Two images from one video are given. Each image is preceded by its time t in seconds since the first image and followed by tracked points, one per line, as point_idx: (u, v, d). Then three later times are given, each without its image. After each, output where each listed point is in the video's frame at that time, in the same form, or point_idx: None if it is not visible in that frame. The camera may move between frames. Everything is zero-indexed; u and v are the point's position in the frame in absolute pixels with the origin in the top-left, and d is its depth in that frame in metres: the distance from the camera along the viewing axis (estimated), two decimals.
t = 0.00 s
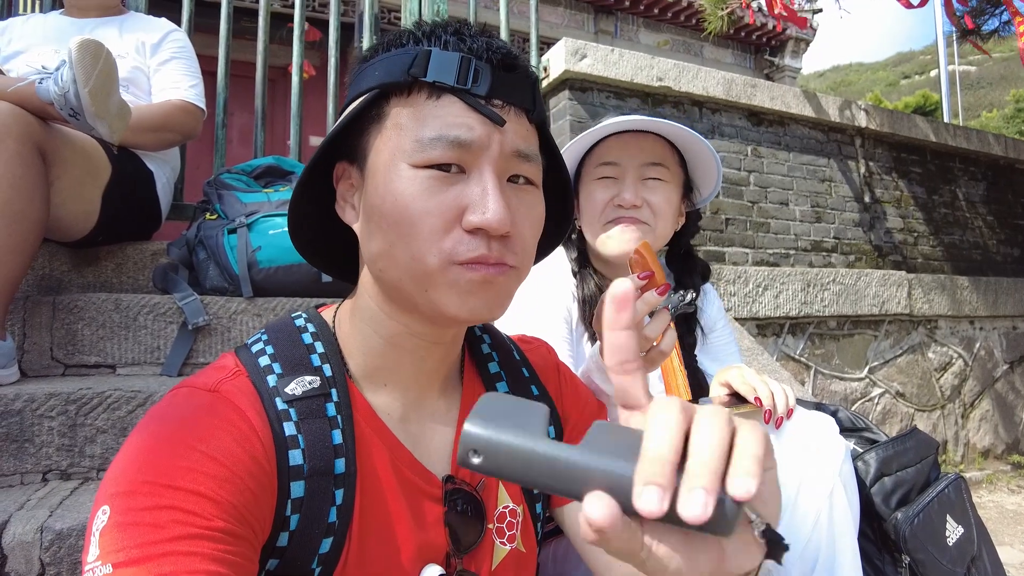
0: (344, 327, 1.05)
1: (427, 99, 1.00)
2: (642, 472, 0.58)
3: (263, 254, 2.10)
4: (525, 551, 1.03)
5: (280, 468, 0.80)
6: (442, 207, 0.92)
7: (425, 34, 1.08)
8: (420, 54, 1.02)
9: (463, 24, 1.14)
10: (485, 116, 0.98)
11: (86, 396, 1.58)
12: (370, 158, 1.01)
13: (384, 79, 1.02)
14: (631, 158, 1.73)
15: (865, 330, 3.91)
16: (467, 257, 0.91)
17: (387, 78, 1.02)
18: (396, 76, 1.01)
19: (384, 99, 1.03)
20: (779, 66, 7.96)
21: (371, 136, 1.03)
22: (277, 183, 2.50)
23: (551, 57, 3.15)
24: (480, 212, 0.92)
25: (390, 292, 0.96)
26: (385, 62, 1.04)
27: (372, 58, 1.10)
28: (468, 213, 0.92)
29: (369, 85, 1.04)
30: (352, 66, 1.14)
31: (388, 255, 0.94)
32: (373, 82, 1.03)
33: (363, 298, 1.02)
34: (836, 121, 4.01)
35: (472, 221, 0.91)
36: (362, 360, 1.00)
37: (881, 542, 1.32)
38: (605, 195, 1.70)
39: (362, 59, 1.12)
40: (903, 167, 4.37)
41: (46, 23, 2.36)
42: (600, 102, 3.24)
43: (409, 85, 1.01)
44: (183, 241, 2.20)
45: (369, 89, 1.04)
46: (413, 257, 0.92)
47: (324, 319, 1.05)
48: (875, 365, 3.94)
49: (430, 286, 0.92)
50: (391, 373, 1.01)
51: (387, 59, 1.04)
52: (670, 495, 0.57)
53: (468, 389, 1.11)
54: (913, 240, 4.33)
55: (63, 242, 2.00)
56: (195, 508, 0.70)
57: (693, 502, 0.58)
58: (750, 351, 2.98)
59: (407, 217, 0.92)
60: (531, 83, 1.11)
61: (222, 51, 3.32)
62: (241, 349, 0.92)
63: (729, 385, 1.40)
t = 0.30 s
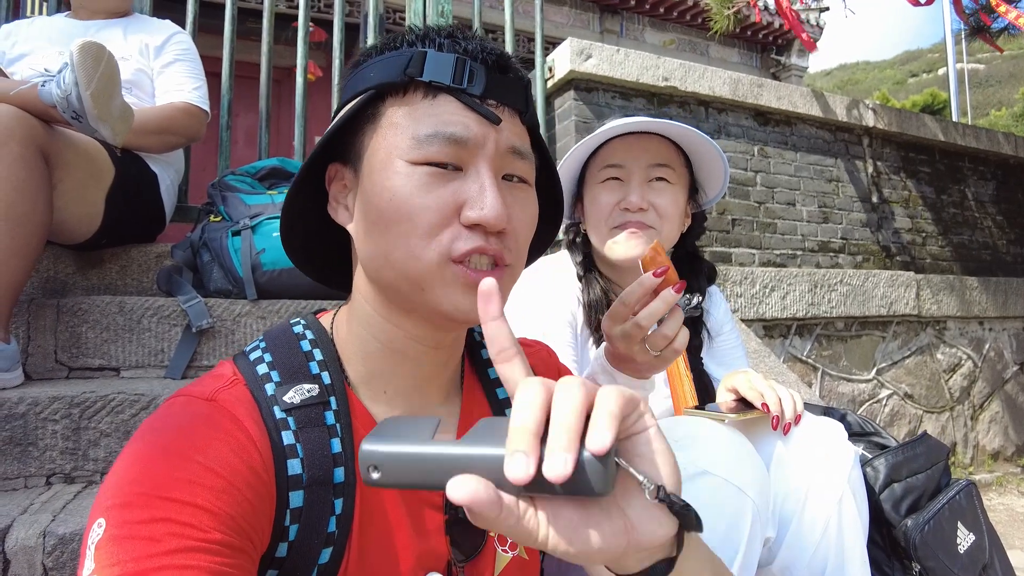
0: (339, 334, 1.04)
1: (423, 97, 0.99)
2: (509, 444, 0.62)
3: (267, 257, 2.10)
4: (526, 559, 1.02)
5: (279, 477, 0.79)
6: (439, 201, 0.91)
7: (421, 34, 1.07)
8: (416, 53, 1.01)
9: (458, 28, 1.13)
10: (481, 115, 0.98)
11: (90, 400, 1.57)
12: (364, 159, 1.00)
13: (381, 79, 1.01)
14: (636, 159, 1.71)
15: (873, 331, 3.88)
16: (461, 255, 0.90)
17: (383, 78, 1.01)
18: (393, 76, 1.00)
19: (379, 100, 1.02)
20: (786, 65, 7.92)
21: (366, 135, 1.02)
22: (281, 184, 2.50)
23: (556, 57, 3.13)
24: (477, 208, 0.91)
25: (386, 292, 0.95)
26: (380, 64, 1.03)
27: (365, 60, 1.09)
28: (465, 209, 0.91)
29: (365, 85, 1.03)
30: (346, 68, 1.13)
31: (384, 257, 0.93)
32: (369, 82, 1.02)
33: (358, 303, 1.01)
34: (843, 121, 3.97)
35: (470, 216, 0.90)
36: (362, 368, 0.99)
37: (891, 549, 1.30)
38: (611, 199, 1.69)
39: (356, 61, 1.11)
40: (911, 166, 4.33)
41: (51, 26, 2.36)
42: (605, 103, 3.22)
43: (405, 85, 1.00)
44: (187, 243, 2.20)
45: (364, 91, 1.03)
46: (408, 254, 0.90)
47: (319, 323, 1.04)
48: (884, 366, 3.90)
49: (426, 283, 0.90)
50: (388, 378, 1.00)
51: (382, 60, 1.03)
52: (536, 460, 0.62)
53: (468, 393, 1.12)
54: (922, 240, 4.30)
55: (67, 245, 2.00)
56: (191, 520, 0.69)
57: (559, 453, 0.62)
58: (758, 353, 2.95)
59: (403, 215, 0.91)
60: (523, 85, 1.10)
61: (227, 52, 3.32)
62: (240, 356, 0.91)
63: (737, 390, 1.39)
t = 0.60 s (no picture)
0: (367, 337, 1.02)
1: (507, 111, 1.06)
2: (787, 446, 0.60)
3: (275, 259, 2.10)
4: (535, 564, 1.00)
5: (286, 483, 0.78)
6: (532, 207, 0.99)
7: (477, 47, 1.10)
8: (497, 67, 1.06)
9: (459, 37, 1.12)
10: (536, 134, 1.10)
11: (99, 402, 1.58)
12: (450, 158, 0.99)
13: (472, 83, 1.01)
14: (641, 161, 1.69)
15: (882, 333, 3.84)
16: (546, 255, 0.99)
17: (477, 82, 1.02)
18: (485, 82, 1.03)
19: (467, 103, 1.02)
20: (793, 64, 7.89)
21: (448, 132, 1.00)
22: (288, 185, 2.49)
23: (563, 57, 3.12)
24: (554, 214, 1.02)
25: (469, 287, 0.96)
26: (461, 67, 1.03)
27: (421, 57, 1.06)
28: (545, 215, 1.01)
29: (451, 84, 1.00)
30: (393, 58, 1.06)
31: (482, 251, 0.94)
32: (456, 82, 1.00)
33: (403, 304, 1.01)
34: (852, 120, 3.94)
35: (551, 222, 1.01)
36: (377, 373, 0.99)
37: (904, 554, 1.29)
38: (617, 202, 1.68)
39: (408, 54, 1.06)
40: (921, 167, 4.29)
41: (60, 29, 2.37)
42: (613, 103, 3.20)
43: (498, 94, 1.05)
44: (194, 245, 2.20)
45: (450, 90, 1.00)
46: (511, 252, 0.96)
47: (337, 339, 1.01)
48: (894, 368, 3.87)
49: (525, 276, 0.96)
50: (406, 378, 1.00)
51: (464, 63, 1.03)
52: (817, 464, 0.59)
53: (476, 397, 1.09)
54: (932, 240, 4.26)
55: (74, 247, 2.01)
56: (199, 527, 0.69)
57: (882, 452, 0.60)
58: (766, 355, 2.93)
59: (500, 209, 0.96)
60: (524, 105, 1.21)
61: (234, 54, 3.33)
62: (245, 362, 0.91)
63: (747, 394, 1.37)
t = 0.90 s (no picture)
0: (387, 341, 1.01)
1: (538, 126, 1.06)
2: None
3: (282, 260, 2.11)
4: (544, 562, 1.02)
5: (304, 482, 0.79)
6: (557, 217, 1.01)
7: (508, 60, 1.09)
8: (531, 81, 1.06)
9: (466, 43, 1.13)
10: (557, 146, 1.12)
11: (108, 402, 1.59)
12: (489, 167, 0.98)
13: (516, 97, 1.00)
14: (644, 164, 1.70)
15: (887, 333, 3.84)
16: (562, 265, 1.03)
17: (518, 95, 1.00)
18: (524, 96, 1.02)
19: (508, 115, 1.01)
20: (797, 65, 7.90)
21: (491, 141, 0.99)
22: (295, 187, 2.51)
23: (568, 58, 3.12)
24: (574, 226, 1.05)
25: (498, 290, 0.98)
26: (503, 78, 1.01)
27: (458, 63, 1.02)
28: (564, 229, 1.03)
29: (495, 95, 0.98)
30: (430, 63, 1.01)
31: (514, 256, 0.96)
32: (501, 94, 0.99)
33: (429, 307, 1.00)
34: (857, 121, 3.93)
35: (571, 234, 1.04)
36: (396, 372, 0.99)
37: (909, 555, 1.29)
38: (620, 204, 1.69)
39: (446, 62, 1.02)
40: (926, 167, 4.28)
41: (68, 32, 2.39)
42: (618, 104, 3.21)
43: (533, 109, 1.04)
44: (202, 246, 2.22)
45: (496, 101, 0.98)
46: (540, 262, 0.98)
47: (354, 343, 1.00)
48: (898, 369, 3.87)
49: (549, 282, 1.00)
50: (422, 378, 1.00)
51: (504, 75, 1.01)
52: None
53: (483, 399, 1.09)
54: (937, 241, 4.25)
55: (83, 248, 2.02)
56: (219, 526, 0.70)
57: None
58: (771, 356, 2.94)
59: (533, 217, 0.98)
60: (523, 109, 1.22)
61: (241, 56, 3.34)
62: (259, 362, 0.91)
63: (754, 396, 1.37)
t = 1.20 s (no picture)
0: (366, 343, 1.01)
1: (517, 123, 1.05)
2: None
3: (280, 261, 2.11)
4: (537, 555, 1.01)
5: (294, 484, 0.79)
6: (536, 215, 1.00)
7: (487, 54, 1.07)
8: (508, 77, 1.04)
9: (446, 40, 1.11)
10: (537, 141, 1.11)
11: (106, 404, 1.59)
12: (466, 165, 0.97)
13: (492, 94, 0.99)
14: (645, 166, 1.69)
15: (888, 333, 3.82)
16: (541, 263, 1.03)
17: (493, 91, 0.99)
18: (501, 92, 1.00)
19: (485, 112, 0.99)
20: (799, 65, 7.90)
21: (467, 139, 0.98)
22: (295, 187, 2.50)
23: (568, 58, 3.12)
24: (552, 222, 1.04)
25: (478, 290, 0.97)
26: (478, 75, 0.99)
27: (433, 60, 1.00)
28: (544, 225, 1.03)
29: (470, 92, 0.97)
30: (404, 61, 1.00)
31: (492, 255, 0.96)
32: (476, 91, 0.97)
33: (409, 309, 0.99)
34: (858, 121, 3.92)
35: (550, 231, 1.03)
36: (379, 373, 0.98)
37: (910, 558, 1.28)
38: (620, 207, 1.69)
39: (421, 59, 1.00)
40: (927, 167, 4.27)
41: (70, 34, 2.39)
42: (618, 104, 3.20)
43: (510, 105, 1.03)
44: (201, 247, 2.22)
45: (471, 100, 0.96)
46: (517, 260, 0.97)
47: (338, 345, 0.99)
48: (900, 369, 3.85)
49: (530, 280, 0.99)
50: (407, 379, 1.00)
51: (479, 71, 1.00)
52: None
53: (470, 394, 1.08)
54: (938, 241, 4.24)
55: (81, 249, 2.02)
56: (209, 531, 0.70)
57: None
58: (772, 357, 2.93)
59: (510, 215, 0.97)
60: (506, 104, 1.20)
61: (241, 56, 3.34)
62: (249, 365, 0.91)
63: (753, 398, 1.36)
